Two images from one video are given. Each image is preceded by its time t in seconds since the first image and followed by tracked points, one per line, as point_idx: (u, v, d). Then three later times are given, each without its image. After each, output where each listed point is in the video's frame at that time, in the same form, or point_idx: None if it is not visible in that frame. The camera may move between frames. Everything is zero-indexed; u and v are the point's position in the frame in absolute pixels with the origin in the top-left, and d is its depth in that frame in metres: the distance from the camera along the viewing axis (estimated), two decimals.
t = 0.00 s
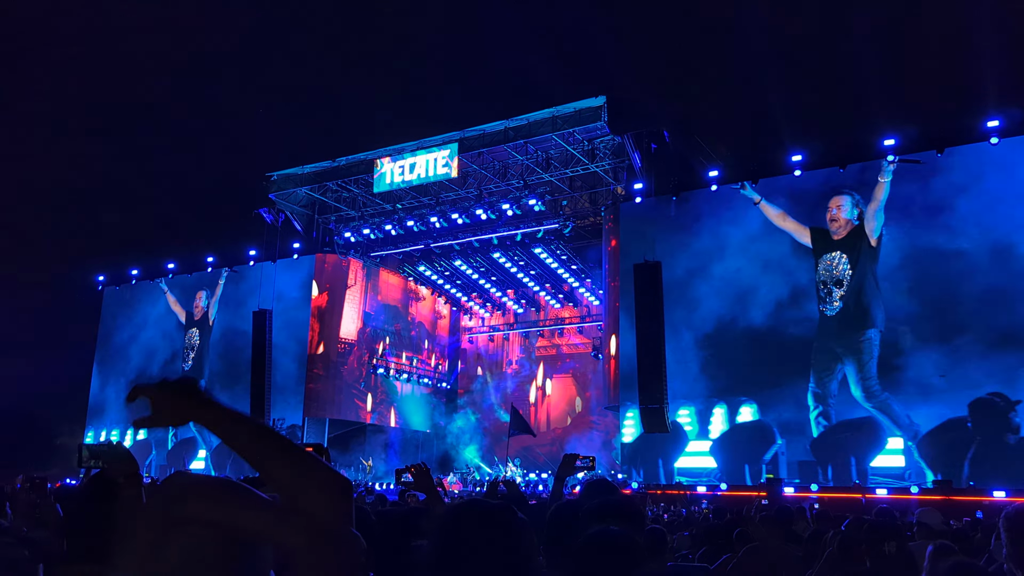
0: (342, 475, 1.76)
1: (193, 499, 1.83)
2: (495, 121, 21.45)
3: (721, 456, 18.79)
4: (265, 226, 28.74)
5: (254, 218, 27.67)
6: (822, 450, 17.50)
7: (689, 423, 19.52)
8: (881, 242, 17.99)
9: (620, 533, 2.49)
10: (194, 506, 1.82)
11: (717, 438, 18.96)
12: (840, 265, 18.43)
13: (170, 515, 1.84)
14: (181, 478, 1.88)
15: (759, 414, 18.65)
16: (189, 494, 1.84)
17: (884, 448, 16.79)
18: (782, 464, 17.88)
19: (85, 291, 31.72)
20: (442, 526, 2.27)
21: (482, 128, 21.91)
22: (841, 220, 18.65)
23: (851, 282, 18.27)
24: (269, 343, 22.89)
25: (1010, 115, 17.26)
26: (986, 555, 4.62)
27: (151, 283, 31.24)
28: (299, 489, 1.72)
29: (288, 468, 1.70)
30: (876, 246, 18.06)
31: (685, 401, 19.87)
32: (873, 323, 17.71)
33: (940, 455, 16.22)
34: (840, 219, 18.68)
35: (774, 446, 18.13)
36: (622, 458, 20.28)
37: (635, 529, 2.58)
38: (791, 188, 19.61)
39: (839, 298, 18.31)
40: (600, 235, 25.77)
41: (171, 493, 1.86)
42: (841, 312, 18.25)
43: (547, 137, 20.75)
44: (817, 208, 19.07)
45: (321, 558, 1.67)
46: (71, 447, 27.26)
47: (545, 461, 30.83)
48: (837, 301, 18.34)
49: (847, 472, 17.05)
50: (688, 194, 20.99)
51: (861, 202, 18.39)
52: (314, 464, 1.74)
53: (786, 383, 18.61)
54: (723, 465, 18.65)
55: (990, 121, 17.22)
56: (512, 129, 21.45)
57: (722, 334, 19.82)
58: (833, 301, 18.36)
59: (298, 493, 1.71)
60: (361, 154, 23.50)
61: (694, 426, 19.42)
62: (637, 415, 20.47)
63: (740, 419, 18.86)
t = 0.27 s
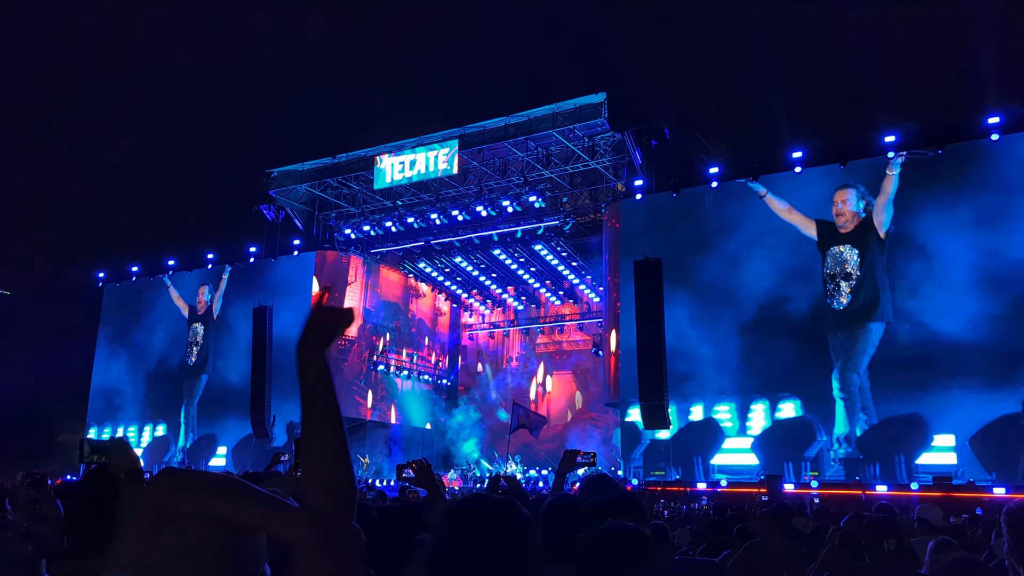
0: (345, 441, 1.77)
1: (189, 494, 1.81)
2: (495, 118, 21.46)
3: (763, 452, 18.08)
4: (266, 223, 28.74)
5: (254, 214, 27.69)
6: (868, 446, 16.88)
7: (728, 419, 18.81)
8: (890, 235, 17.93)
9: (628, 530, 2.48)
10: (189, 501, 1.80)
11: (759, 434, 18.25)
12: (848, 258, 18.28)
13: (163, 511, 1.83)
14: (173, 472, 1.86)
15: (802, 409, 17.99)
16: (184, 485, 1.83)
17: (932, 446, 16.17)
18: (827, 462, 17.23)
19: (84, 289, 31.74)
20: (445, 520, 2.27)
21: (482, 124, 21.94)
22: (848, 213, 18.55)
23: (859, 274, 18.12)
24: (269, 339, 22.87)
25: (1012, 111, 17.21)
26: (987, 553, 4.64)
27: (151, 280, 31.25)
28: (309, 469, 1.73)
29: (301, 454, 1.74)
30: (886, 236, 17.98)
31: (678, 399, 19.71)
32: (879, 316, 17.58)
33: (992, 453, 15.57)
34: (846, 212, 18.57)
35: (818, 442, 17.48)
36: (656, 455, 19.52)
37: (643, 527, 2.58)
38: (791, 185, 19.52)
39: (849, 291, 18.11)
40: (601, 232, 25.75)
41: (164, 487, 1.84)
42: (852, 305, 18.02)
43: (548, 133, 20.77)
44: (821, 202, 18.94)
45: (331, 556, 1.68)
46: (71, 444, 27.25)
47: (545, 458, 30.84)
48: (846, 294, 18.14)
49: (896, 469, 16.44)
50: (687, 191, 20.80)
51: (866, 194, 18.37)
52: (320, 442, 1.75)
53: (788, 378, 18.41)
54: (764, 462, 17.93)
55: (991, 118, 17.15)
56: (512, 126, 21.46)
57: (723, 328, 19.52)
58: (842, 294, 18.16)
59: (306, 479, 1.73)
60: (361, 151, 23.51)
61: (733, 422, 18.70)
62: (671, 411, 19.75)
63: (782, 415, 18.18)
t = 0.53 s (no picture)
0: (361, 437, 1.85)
1: (193, 489, 1.79)
2: (495, 114, 21.46)
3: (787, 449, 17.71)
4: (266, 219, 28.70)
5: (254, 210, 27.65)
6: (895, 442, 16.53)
7: (752, 416, 18.51)
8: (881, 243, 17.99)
9: (629, 527, 2.47)
10: (192, 497, 1.78)
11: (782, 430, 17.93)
12: (838, 262, 18.43)
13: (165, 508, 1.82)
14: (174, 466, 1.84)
15: (826, 405, 17.70)
16: (184, 481, 1.81)
17: (963, 443, 15.77)
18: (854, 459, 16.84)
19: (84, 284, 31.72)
20: (441, 516, 2.27)
21: (482, 120, 21.95)
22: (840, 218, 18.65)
23: (845, 279, 18.31)
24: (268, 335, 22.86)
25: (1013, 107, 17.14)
26: (988, 549, 4.68)
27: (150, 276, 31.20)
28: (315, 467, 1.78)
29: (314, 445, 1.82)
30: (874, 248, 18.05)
31: (692, 395, 19.52)
32: (861, 323, 17.81)
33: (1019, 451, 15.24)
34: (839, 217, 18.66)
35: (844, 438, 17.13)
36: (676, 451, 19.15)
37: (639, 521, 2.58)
38: (791, 181, 19.49)
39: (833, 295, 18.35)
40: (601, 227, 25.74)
41: (166, 484, 1.82)
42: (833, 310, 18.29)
43: (548, 129, 20.75)
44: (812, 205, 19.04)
45: (336, 553, 1.69)
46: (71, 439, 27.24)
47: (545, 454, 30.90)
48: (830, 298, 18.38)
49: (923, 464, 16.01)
50: (688, 186, 20.76)
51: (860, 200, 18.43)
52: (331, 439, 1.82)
53: (778, 380, 18.50)
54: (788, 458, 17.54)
55: (992, 113, 17.06)
56: (512, 122, 21.46)
57: (717, 330, 19.66)
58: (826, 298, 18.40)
59: (316, 476, 1.77)
60: (361, 147, 23.50)
61: (756, 418, 18.41)
62: (692, 408, 19.41)
63: (806, 412, 17.87)
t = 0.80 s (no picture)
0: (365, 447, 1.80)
1: (211, 485, 1.82)
2: (495, 109, 21.48)
3: (801, 452, 17.52)
4: (266, 213, 28.71)
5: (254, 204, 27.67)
6: (910, 445, 16.35)
7: (765, 417, 18.33)
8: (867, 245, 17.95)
9: (622, 522, 2.48)
10: (211, 491, 1.81)
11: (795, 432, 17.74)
12: (824, 262, 18.40)
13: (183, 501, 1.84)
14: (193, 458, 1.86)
15: (836, 408, 17.43)
16: (205, 473, 1.84)
17: (980, 445, 15.63)
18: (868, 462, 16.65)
19: (84, 279, 31.74)
20: (436, 513, 2.27)
21: (482, 115, 21.97)
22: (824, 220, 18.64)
23: (833, 279, 18.26)
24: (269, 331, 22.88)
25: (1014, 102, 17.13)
26: (985, 546, 4.71)
27: (150, 271, 31.21)
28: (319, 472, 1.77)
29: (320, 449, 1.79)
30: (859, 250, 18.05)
31: (705, 395, 19.37)
32: (849, 323, 17.82)
33: None
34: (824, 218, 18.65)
35: (858, 441, 16.94)
36: (689, 453, 19.09)
37: (630, 514, 2.59)
38: (791, 176, 19.40)
39: (822, 296, 18.31)
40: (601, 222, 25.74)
41: (185, 479, 1.84)
42: (819, 310, 18.31)
43: (548, 124, 20.75)
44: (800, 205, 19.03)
45: (345, 555, 1.70)
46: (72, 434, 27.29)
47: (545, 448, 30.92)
48: (818, 298, 18.37)
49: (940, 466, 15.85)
50: (688, 181, 20.72)
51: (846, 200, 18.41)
52: (337, 446, 1.79)
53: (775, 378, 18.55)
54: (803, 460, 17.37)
55: (992, 109, 17.07)
56: (513, 117, 21.47)
57: (715, 329, 19.70)
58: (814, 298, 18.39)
59: (321, 479, 1.76)
60: (361, 141, 23.50)
61: (770, 420, 18.21)
62: (692, 407, 19.37)
63: (818, 414, 17.62)
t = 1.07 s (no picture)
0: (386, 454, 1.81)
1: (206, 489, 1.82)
2: (495, 105, 21.47)
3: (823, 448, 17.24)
4: (266, 210, 28.71)
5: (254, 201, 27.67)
6: (934, 444, 16.07)
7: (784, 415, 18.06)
8: (862, 243, 18.07)
9: (623, 515, 2.49)
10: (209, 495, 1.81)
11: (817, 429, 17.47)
12: (820, 263, 18.45)
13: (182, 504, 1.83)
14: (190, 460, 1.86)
15: (858, 404, 17.14)
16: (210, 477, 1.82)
17: (1003, 442, 15.22)
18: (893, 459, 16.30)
19: (84, 276, 31.74)
20: (437, 508, 2.27)
21: (482, 111, 21.97)
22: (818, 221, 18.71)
23: (830, 279, 18.28)
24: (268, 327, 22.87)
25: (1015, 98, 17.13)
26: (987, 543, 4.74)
27: (150, 268, 31.20)
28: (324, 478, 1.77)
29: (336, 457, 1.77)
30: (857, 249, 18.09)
31: (724, 393, 19.01)
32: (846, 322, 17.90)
33: None
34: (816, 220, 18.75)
35: (881, 438, 16.59)
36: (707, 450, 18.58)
37: (630, 509, 2.60)
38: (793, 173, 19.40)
39: (821, 295, 18.28)
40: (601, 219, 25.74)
41: (184, 478, 1.83)
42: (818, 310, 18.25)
43: (548, 120, 20.76)
44: (793, 206, 19.16)
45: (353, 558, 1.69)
46: (73, 430, 27.30)
47: (545, 445, 30.94)
48: (817, 298, 18.33)
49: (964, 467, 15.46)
50: (690, 178, 20.70)
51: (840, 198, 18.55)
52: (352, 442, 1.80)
53: (778, 377, 18.44)
54: (825, 457, 17.09)
55: (993, 105, 17.10)
56: (513, 113, 21.46)
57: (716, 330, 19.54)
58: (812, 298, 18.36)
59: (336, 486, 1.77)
60: (361, 137, 23.50)
61: (790, 417, 17.94)
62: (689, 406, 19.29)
63: (841, 411, 17.33)
